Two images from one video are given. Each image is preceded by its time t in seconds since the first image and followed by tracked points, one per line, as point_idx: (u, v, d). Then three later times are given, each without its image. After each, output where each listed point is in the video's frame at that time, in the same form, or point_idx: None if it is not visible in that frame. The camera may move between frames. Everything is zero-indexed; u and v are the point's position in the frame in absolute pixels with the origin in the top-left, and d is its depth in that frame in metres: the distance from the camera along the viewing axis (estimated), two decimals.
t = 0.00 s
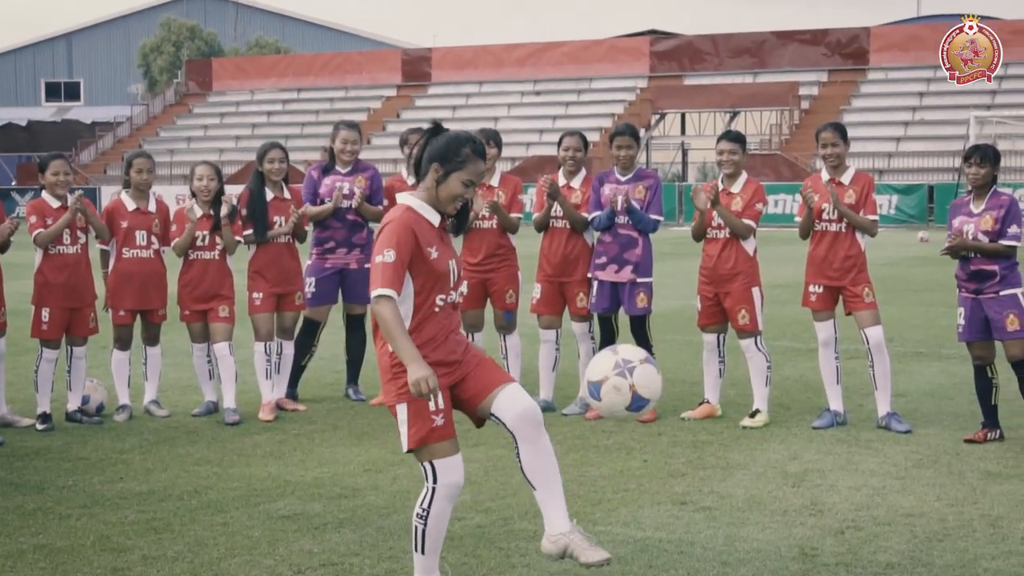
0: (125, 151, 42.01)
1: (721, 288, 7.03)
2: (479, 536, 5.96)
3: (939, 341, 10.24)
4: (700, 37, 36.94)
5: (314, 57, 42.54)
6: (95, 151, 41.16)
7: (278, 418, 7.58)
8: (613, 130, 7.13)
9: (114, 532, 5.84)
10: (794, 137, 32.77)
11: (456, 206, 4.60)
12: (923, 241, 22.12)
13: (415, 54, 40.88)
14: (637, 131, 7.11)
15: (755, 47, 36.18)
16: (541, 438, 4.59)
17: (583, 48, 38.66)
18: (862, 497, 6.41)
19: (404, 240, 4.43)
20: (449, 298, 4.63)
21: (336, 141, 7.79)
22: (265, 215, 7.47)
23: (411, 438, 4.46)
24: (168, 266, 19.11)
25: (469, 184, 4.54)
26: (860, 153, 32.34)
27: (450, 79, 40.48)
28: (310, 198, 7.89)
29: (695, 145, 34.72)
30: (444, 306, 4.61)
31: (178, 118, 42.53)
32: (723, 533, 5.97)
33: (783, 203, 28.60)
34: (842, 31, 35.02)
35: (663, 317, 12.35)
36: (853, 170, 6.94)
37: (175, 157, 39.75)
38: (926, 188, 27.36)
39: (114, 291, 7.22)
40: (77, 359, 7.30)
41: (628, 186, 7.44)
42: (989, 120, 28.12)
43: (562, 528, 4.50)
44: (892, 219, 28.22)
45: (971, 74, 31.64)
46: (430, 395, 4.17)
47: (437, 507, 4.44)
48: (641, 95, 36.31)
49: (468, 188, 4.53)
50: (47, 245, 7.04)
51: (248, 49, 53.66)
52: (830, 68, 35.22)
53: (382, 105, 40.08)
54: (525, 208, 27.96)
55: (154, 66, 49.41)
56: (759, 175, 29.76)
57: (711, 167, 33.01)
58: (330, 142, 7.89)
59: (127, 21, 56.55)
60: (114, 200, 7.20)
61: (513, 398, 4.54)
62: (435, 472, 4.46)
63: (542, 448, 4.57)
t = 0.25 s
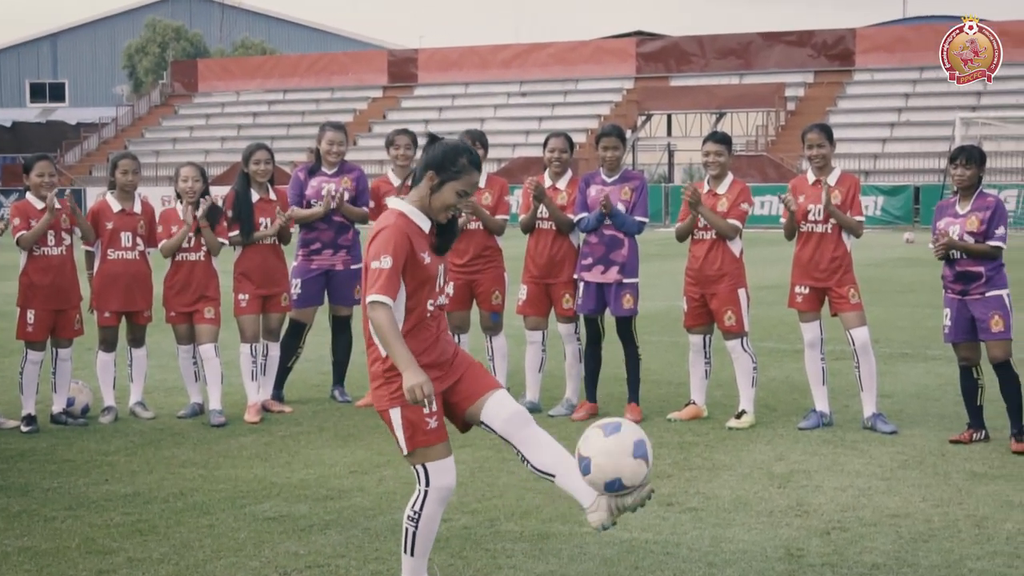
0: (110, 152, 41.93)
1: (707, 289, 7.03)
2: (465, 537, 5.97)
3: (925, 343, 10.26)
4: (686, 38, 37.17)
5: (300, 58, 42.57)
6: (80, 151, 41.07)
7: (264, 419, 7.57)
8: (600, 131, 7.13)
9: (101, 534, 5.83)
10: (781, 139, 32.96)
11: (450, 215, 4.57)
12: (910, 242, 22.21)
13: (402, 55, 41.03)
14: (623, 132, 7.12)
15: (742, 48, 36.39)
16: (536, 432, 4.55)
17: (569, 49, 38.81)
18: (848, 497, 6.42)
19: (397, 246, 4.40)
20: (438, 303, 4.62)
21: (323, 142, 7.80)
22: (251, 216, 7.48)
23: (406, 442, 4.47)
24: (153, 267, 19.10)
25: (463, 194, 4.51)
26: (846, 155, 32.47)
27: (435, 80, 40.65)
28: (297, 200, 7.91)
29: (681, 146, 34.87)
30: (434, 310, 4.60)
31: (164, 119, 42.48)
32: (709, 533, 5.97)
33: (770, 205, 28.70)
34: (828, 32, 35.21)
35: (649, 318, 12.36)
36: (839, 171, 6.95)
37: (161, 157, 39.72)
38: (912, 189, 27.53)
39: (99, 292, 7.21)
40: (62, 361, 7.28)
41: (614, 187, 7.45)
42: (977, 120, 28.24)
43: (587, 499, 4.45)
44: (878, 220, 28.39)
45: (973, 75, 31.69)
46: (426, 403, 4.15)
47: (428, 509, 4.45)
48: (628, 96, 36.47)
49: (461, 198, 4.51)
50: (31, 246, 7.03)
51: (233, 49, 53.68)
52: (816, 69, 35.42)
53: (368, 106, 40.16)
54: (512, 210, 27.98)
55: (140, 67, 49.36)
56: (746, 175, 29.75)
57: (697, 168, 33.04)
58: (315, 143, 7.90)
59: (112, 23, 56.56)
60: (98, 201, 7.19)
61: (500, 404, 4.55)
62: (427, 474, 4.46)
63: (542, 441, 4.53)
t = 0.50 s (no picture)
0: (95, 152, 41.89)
1: (693, 288, 7.05)
2: (451, 536, 5.97)
3: (910, 342, 10.27)
4: (671, 38, 37.38)
5: (286, 58, 42.55)
6: (65, 151, 41.01)
7: (250, 418, 7.57)
8: (585, 130, 7.16)
9: (85, 534, 5.82)
10: (766, 139, 33.10)
11: (439, 214, 4.58)
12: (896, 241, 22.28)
13: (387, 55, 41.07)
14: (608, 131, 7.15)
15: (728, 49, 36.64)
16: (524, 435, 4.53)
17: (555, 49, 38.92)
18: (833, 497, 6.43)
19: (388, 242, 4.39)
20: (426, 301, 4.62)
21: (308, 142, 7.79)
22: (236, 215, 7.49)
23: (391, 440, 4.44)
24: (138, 267, 19.08)
25: (453, 192, 4.53)
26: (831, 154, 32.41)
27: (420, 80, 40.76)
28: (282, 199, 7.89)
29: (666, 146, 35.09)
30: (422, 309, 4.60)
31: (149, 119, 42.45)
32: (695, 533, 5.98)
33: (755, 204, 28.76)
34: (813, 32, 35.41)
35: (635, 318, 12.37)
36: (823, 171, 7.00)
37: (146, 157, 39.69)
38: (897, 189, 27.47)
39: (84, 292, 7.20)
40: (47, 361, 7.28)
41: (599, 187, 7.46)
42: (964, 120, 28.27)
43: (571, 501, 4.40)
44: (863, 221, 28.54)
45: (972, 74, 31.33)
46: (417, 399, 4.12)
47: (411, 507, 4.43)
48: (613, 95, 36.60)
49: (452, 195, 4.53)
50: (15, 245, 7.02)
51: (218, 49, 53.68)
52: (802, 69, 35.59)
53: (354, 105, 40.21)
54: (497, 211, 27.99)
55: (125, 67, 49.24)
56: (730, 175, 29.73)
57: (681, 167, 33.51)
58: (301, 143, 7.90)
59: (97, 22, 56.53)
60: (83, 201, 7.18)
61: (489, 407, 4.54)
62: (411, 473, 4.44)
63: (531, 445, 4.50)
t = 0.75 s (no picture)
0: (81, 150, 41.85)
1: (679, 286, 7.05)
2: (438, 534, 5.97)
3: (897, 340, 10.29)
4: (658, 36, 37.53)
5: (273, 56, 42.42)
6: (51, 149, 40.95)
7: (237, 416, 7.56)
8: (572, 128, 7.19)
9: (72, 533, 5.82)
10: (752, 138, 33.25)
11: (429, 202, 4.57)
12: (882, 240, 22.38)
13: (374, 53, 41.04)
14: (595, 130, 7.17)
15: (715, 47, 36.75)
16: (507, 450, 4.58)
17: (541, 47, 39.04)
18: (820, 494, 6.44)
19: (378, 230, 4.39)
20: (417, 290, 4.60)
21: (295, 140, 7.79)
22: (223, 212, 7.48)
23: (374, 431, 4.44)
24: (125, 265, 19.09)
25: (442, 180, 4.52)
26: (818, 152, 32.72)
27: (407, 77, 40.80)
28: (268, 196, 7.88)
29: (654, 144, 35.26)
30: (412, 297, 4.57)
31: (135, 117, 42.42)
32: (681, 530, 5.99)
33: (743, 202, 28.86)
34: (800, 30, 35.49)
35: (621, 316, 12.38)
36: (810, 170, 7.01)
37: (132, 156, 39.67)
38: (883, 187, 27.87)
39: (70, 290, 7.18)
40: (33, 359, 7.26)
41: (586, 185, 7.46)
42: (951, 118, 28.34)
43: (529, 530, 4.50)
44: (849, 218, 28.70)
45: (971, 74, 31.20)
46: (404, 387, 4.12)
47: (391, 499, 4.44)
48: (600, 94, 36.75)
49: (441, 183, 4.52)
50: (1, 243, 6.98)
51: (205, 46, 53.62)
52: (789, 67, 35.71)
53: (341, 103, 40.25)
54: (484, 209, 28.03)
55: (111, 64, 49.17)
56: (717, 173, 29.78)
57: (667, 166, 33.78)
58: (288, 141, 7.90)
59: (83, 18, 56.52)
60: (70, 198, 7.16)
61: (476, 407, 4.54)
62: (391, 465, 4.44)
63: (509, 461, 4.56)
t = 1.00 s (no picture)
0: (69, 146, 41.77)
1: (668, 282, 7.06)
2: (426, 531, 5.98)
3: (884, 336, 10.31)
4: (647, 33, 37.63)
5: (261, 52, 42.52)
6: (38, 144, 40.86)
7: (225, 413, 7.56)
8: (560, 125, 7.19)
9: (59, 529, 5.81)
10: (740, 133, 33.38)
11: (420, 187, 4.56)
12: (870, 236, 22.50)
13: (362, 49, 41.09)
14: (583, 126, 7.18)
15: (704, 43, 37.00)
16: (472, 464, 4.67)
17: (530, 43, 39.13)
18: (808, 490, 6.45)
19: (369, 214, 4.39)
20: (410, 277, 4.58)
21: (283, 136, 7.76)
22: (211, 208, 7.46)
23: (355, 418, 4.43)
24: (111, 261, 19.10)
25: (432, 165, 4.50)
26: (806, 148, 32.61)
27: (396, 73, 40.87)
28: (256, 191, 7.88)
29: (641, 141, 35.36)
30: (404, 284, 4.54)
31: (123, 112, 42.37)
32: (670, 526, 6.00)
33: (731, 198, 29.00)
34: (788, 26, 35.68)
35: (610, 312, 12.40)
36: (798, 166, 7.02)
37: (120, 151, 39.62)
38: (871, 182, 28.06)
39: (57, 286, 7.17)
40: (20, 355, 7.26)
41: (574, 181, 7.46)
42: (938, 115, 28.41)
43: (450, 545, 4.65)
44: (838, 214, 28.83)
45: (971, 74, 31.34)
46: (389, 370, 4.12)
47: (373, 488, 4.44)
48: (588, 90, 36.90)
49: (431, 167, 4.50)
50: None
51: (193, 41, 53.62)
52: (777, 63, 35.90)
53: (330, 99, 40.30)
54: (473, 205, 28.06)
55: (98, 60, 49.20)
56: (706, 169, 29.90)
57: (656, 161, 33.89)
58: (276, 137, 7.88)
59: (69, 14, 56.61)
60: (58, 195, 7.15)
61: (459, 417, 4.60)
62: (372, 454, 4.44)
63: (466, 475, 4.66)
